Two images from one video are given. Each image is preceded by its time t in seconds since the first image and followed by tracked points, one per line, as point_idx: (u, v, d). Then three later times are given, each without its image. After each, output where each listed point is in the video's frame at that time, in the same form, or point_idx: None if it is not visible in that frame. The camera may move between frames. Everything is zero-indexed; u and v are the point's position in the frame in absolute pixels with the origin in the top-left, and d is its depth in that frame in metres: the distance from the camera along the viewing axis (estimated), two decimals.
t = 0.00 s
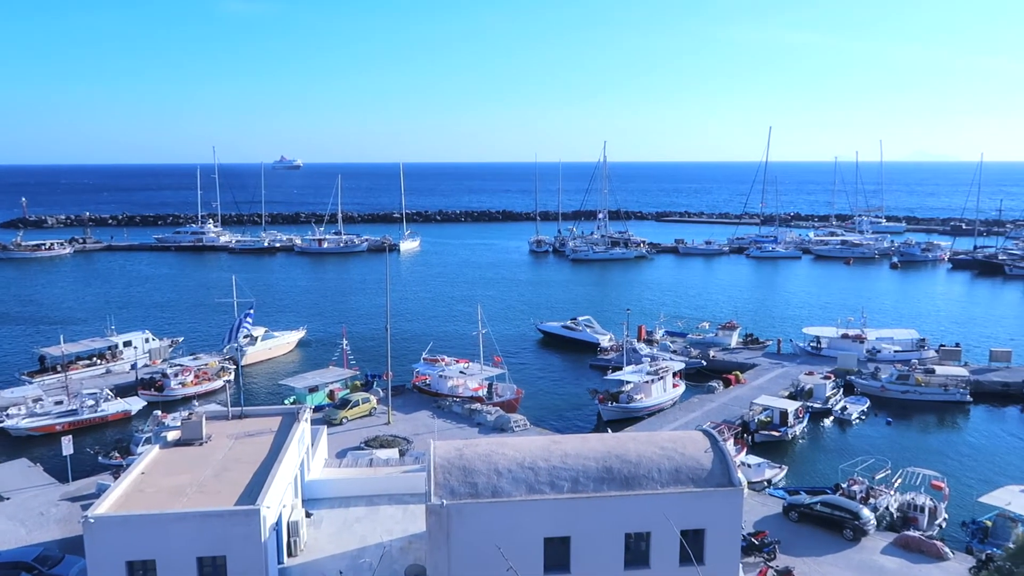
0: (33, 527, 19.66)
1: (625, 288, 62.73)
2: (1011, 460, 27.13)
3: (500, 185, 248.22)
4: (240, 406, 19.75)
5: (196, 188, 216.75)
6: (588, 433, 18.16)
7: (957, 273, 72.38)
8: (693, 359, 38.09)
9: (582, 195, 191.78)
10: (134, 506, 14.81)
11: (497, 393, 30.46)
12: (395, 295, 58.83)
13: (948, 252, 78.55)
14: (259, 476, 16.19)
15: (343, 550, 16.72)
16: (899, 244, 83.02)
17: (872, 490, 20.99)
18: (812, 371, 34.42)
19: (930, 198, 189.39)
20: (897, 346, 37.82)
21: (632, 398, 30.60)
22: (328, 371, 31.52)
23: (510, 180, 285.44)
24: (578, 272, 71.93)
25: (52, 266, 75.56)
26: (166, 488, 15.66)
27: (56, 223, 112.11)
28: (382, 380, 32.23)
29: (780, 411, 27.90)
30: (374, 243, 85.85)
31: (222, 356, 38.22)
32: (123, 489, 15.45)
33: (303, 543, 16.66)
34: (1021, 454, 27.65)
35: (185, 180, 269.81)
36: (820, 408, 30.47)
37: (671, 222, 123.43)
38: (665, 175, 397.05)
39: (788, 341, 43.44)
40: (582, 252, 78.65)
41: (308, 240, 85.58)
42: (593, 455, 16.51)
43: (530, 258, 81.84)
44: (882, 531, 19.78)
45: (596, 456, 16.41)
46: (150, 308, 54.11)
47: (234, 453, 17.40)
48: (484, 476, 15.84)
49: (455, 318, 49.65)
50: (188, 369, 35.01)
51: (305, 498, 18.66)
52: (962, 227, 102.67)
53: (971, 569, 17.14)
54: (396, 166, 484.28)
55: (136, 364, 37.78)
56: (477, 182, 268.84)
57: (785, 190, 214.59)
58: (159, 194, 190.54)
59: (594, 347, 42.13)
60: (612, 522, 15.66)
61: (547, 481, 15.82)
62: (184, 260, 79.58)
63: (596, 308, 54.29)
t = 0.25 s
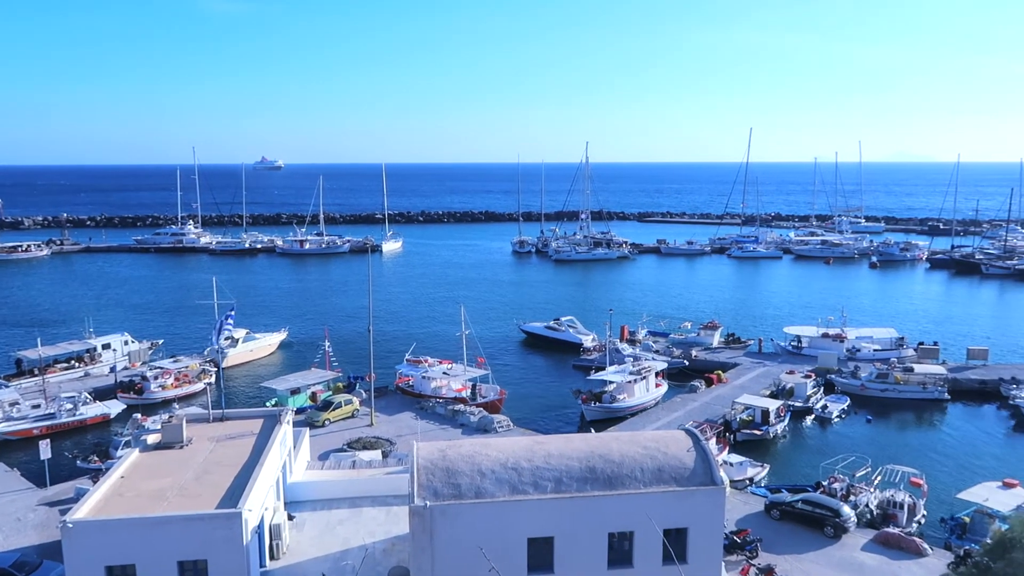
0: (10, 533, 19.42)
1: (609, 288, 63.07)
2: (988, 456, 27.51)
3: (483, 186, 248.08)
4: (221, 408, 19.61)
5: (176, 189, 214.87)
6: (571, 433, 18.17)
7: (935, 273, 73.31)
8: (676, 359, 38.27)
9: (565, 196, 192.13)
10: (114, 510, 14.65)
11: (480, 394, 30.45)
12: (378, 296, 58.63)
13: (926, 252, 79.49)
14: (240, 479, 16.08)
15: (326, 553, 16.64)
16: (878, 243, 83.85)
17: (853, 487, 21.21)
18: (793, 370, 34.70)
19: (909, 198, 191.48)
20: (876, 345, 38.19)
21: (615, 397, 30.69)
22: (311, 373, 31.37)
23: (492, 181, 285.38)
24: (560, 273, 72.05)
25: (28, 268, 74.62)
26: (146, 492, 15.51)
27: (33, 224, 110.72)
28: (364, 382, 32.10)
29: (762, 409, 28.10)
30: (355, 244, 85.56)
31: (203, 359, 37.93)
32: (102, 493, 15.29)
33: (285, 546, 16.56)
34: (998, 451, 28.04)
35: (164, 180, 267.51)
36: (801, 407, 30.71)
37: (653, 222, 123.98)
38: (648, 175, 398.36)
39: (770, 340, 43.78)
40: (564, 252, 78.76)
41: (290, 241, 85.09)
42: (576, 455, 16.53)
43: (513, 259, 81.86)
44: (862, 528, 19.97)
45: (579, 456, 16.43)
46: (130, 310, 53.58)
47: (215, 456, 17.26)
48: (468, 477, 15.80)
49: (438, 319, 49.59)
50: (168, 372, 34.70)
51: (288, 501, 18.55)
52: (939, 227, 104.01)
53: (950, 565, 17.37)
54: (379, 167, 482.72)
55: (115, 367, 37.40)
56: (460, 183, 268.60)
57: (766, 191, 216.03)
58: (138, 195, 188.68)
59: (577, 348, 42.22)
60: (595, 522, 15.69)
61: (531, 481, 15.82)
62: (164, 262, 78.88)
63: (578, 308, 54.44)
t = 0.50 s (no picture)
0: None
1: (591, 289, 63.09)
2: (965, 453, 27.85)
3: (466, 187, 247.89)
4: (201, 411, 19.47)
5: (156, 190, 213.00)
6: (554, 434, 18.17)
7: (913, 272, 74.16)
8: (658, 359, 38.42)
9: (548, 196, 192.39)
10: (92, 515, 14.50)
11: (463, 395, 30.43)
12: (360, 297, 58.40)
13: (904, 251, 80.34)
14: (221, 483, 15.96)
15: (308, 556, 16.54)
16: (857, 243, 84.61)
17: (834, 485, 21.40)
18: (774, 369, 34.93)
19: (888, 198, 193.51)
20: (856, 344, 38.54)
21: (598, 398, 30.76)
22: (293, 375, 31.21)
23: (475, 182, 285.19)
24: (542, 273, 72.11)
25: (5, 271, 73.65)
26: (125, 497, 15.36)
27: (10, 227, 109.35)
28: (346, 384, 31.96)
29: (744, 409, 28.27)
30: (337, 245, 85.25)
31: (183, 362, 37.63)
32: (80, 498, 15.12)
33: (267, 549, 16.44)
34: (976, 448, 28.37)
35: (144, 182, 265.10)
36: (783, 406, 30.90)
37: (635, 223, 124.42)
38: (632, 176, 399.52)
39: (751, 340, 44.03)
40: (546, 253, 78.81)
41: (271, 243, 84.59)
42: (559, 455, 16.53)
43: (496, 260, 81.84)
44: (843, 526, 20.14)
45: (562, 457, 16.43)
46: (109, 313, 53.05)
47: (196, 459, 17.12)
48: (451, 477, 15.77)
49: (421, 320, 49.46)
50: (148, 376, 34.40)
51: (269, 504, 18.43)
52: (917, 226, 105.23)
53: (929, 561, 17.57)
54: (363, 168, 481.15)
55: (93, 370, 37.03)
56: (443, 184, 268.25)
57: (748, 192, 217.45)
58: (117, 197, 186.77)
59: (560, 348, 42.26)
60: (578, 522, 15.72)
61: (514, 482, 15.81)
62: (143, 264, 78.17)
63: (561, 309, 54.52)
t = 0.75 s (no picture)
0: None
1: (573, 289, 63.27)
2: (942, 450, 28.23)
3: (448, 188, 247.50)
4: (182, 414, 19.32)
5: (135, 191, 210.66)
6: (536, 434, 18.20)
7: (891, 272, 75.07)
8: (640, 359, 38.60)
9: (530, 197, 192.49)
10: (70, 520, 14.35)
11: (446, 396, 30.41)
12: (342, 299, 58.14)
13: (881, 251, 81.28)
14: (202, 486, 15.84)
15: (290, 559, 16.46)
16: (836, 243, 85.43)
17: (814, 483, 21.62)
18: (754, 368, 35.22)
19: (866, 198, 195.56)
20: (835, 342, 38.92)
21: (580, 398, 30.86)
22: (274, 377, 31.05)
23: (457, 183, 284.54)
24: (524, 274, 72.18)
25: None
26: (104, 501, 15.21)
27: None
28: (328, 386, 31.84)
29: (725, 407, 28.49)
30: (319, 246, 84.87)
31: (163, 365, 37.30)
32: (58, 503, 14.95)
33: (249, 552, 16.33)
34: (952, 445, 28.77)
35: (121, 182, 261.92)
36: (763, 404, 31.17)
37: (617, 223, 124.87)
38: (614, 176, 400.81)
39: (732, 339, 44.33)
40: (529, 254, 78.88)
41: (251, 244, 84.02)
42: (542, 456, 16.57)
43: (478, 261, 81.81)
44: (823, 522, 20.35)
45: (544, 457, 16.47)
46: (86, 315, 52.44)
47: (176, 462, 16.99)
48: (433, 479, 15.75)
49: (403, 321, 49.33)
50: (127, 379, 34.07)
51: (251, 507, 18.33)
52: (894, 226, 106.51)
53: (907, 556, 17.79)
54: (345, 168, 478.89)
55: (71, 374, 36.60)
56: (424, 185, 267.61)
57: (728, 192, 218.91)
58: (95, 198, 184.44)
59: (543, 349, 42.35)
60: (561, 522, 15.77)
61: (497, 483, 15.83)
62: (122, 266, 77.32)
63: (543, 309, 54.62)
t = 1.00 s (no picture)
0: None
1: (554, 291, 63.36)
2: (919, 448, 28.55)
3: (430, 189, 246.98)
4: (159, 419, 19.11)
5: (111, 193, 208.19)
6: (517, 436, 18.16)
7: (868, 272, 75.90)
8: (621, 360, 38.70)
9: (512, 199, 192.55)
10: (45, 528, 14.12)
11: (428, 398, 30.33)
12: (322, 301, 57.82)
13: (859, 252, 82.15)
14: (180, 492, 15.65)
15: (270, 564, 16.33)
16: (814, 244, 86.18)
17: (794, 482, 21.78)
18: (735, 368, 35.44)
19: (845, 199, 197.49)
20: (814, 342, 39.23)
21: (561, 399, 30.89)
22: (253, 380, 30.81)
23: (438, 184, 284.06)
24: (505, 276, 72.18)
25: None
26: (80, 508, 14.99)
27: None
28: (309, 389, 31.64)
29: (706, 408, 28.64)
30: (298, 248, 84.40)
31: (140, 369, 36.91)
32: (32, 510, 14.71)
33: (228, 558, 16.16)
34: (929, 443, 29.11)
35: (97, 184, 258.63)
36: (743, 404, 31.35)
37: (598, 225, 125.22)
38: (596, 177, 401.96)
39: (712, 340, 44.58)
40: (510, 255, 78.89)
41: (230, 246, 83.37)
42: (524, 457, 16.53)
43: (459, 262, 81.69)
44: (802, 521, 20.51)
45: (526, 459, 16.44)
46: (62, 319, 51.75)
47: (153, 468, 16.79)
48: (415, 482, 15.67)
49: (384, 323, 49.15)
50: (104, 383, 33.68)
51: (230, 512, 18.15)
52: (871, 228, 107.72)
53: (885, 554, 17.96)
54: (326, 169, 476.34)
55: (45, 379, 36.10)
56: (406, 187, 266.88)
57: (709, 194, 220.33)
58: (70, 200, 181.97)
59: (524, 350, 42.35)
60: (543, 524, 15.76)
61: (479, 485, 15.77)
62: (98, 269, 76.39)
63: (525, 311, 54.67)
